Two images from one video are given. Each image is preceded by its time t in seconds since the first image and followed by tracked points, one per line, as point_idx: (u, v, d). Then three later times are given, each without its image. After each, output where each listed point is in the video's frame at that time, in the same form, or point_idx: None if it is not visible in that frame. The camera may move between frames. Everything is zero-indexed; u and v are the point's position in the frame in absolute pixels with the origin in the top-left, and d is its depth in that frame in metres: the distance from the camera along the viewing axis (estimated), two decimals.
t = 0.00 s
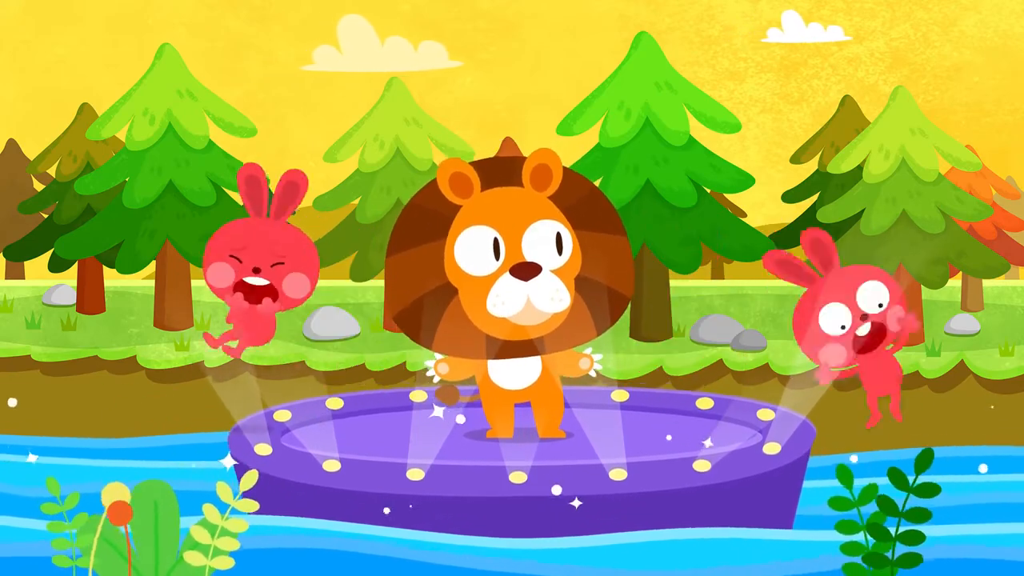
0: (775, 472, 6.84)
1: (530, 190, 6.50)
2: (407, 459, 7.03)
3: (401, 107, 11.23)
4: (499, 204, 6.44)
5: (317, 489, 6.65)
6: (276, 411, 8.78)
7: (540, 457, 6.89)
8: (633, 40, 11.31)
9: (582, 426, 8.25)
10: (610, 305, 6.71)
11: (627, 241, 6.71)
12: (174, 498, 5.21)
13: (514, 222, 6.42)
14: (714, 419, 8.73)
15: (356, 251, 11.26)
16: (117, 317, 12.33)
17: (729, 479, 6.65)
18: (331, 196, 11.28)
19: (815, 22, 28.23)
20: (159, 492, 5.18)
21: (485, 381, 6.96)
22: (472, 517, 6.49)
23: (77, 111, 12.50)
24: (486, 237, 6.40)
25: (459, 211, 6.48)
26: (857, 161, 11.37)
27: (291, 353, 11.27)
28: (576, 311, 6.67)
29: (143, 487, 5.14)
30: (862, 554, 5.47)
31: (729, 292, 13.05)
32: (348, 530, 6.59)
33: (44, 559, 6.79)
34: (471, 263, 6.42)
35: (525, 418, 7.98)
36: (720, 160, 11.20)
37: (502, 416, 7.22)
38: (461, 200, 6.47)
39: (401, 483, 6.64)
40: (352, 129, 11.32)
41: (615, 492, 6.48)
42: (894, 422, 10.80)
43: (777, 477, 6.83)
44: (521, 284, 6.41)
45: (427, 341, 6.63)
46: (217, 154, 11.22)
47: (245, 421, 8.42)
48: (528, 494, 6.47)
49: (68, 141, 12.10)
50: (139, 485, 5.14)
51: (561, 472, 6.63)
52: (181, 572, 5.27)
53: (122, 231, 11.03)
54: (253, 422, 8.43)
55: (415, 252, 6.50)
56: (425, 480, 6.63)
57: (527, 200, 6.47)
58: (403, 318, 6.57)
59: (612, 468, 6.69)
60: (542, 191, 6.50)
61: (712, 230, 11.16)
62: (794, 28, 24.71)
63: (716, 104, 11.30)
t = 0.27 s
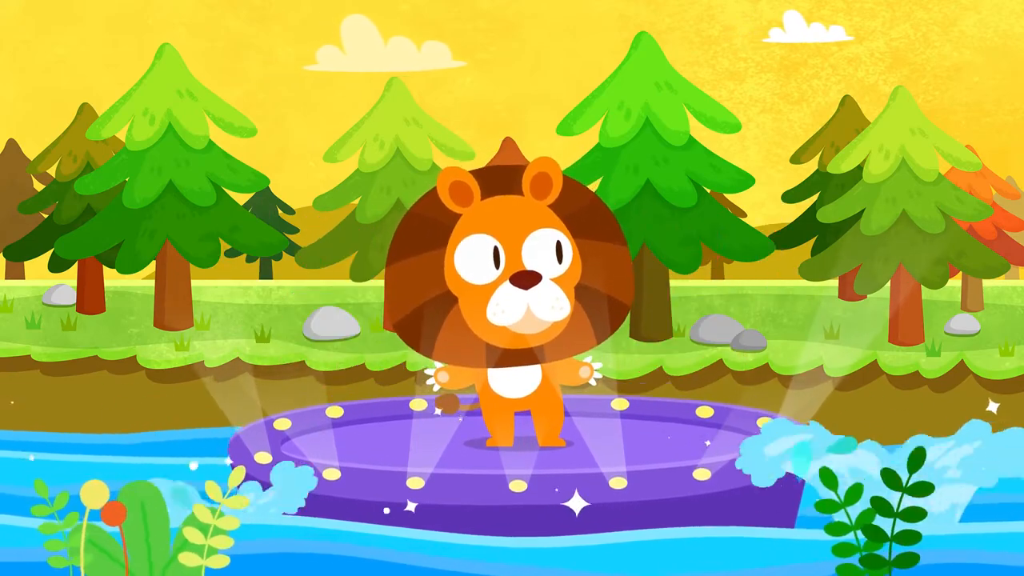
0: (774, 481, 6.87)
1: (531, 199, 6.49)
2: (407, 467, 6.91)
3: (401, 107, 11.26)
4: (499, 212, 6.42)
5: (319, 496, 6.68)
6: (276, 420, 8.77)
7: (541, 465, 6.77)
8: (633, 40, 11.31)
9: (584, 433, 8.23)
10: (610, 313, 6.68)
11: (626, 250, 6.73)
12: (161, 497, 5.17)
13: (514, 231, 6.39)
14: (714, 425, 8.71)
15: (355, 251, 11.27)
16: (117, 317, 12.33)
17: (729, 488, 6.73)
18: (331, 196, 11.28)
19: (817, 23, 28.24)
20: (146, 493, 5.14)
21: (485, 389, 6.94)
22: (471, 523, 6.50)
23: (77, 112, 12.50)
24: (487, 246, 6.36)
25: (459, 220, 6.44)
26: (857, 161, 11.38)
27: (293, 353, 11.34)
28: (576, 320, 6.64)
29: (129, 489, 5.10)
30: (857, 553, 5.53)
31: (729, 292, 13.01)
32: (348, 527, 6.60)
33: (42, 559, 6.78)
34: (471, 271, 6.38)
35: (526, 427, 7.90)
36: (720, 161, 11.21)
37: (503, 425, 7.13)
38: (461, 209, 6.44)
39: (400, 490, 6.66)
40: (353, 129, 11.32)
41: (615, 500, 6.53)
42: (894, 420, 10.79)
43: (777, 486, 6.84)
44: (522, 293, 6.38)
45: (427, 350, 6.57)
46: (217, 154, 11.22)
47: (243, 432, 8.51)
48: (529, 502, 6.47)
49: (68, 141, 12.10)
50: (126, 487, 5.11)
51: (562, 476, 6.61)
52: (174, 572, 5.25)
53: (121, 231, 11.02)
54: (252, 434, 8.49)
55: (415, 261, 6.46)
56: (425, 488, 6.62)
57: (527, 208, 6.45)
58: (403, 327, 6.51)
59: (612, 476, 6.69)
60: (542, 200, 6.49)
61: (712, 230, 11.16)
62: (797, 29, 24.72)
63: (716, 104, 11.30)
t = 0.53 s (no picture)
0: (772, 483, 6.91)
1: (531, 202, 6.49)
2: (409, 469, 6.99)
3: (401, 106, 11.24)
4: (500, 215, 6.41)
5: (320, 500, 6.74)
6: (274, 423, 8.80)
7: (541, 469, 6.88)
8: (633, 40, 11.31)
9: (584, 436, 8.33)
10: (609, 312, 6.69)
11: (626, 252, 6.74)
12: (154, 499, 5.15)
13: (514, 234, 6.39)
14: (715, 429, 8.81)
15: (355, 251, 11.26)
16: (117, 317, 12.32)
17: (729, 491, 6.74)
18: (331, 195, 11.28)
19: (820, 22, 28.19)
20: (138, 495, 5.11)
21: (485, 393, 6.93)
22: (473, 522, 6.58)
23: (77, 112, 12.50)
24: (488, 249, 6.35)
25: (460, 222, 6.44)
26: (857, 161, 11.38)
27: (292, 354, 11.33)
28: (576, 322, 6.65)
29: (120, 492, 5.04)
30: (856, 553, 5.40)
31: (729, 292, 13.01)
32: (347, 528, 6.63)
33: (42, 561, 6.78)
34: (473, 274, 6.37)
35: (526, 429, 7.90)
36: (720, 161, 11.22)
37: (503, 428, 7.19)
38: (462, 212, 6.43)
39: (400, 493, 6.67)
40: (352, 129, 11.31)
41: (615, 504, 6.56)
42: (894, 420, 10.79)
43: (777, 488, 6.92)
44: (521, 296, 6.37)
45: (427, 353, 6.58)
46: (217, 154, 11.22)
47: (242, 434, 8.47)
48: (530, 506, 6.50)
49: (68, 141, 12.10)
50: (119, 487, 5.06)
51: (561, 479, 6.68)
52: (171, 572, 5.25)
53: (122, 231, 11.03)
54: (251, 436, 8.49)
55: (416, 264, 6.45)
56: (425, 492, 6.62)
57: (527, 211, 6.45)
58: (403, 329, 6.51)
59: (611, 480, 6.72)
60: (543, 202, 6.49)
61: (712, 230, 11.16)
62: (800, 27, 24.71)
63: (716, 104, 11.30)
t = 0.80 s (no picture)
0: (772, 478, 6.86)
1: (541, 184, 6.58)
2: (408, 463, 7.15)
3: (401, 106, 11.20)
4: (508, 193, 6.55)
5: (321, 495, 6.66)
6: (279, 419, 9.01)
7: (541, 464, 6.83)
8: (633, 39, 11.30)
9: (582, 429, 8.43)
10: (610, 306, 6.67)
11: (634, 244, 6.65)
12: (161, 500, 5.10)
13: (519, 214, 6.52)
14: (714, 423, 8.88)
15: (355, 251, 11.33)
16: (116, 317, 12.33)
17: (730, 484, 6.70)
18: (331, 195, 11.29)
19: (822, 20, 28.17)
20: (145, 494, 5.07)
21: (486, 384, 7.28)
22: (473, 519, 6.48)
23: (77, 111, 12.50)
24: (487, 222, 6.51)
25: (468, 198, 6.59)
26: (857, 161, 11.39)
27: (293, 353, 11.33)
28: (578, 307, 6.67)
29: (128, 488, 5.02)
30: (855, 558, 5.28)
31: (729, 291, 13.04)
32: (346, 528, 6.59)
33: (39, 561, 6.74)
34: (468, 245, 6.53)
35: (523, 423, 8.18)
36: (719, 160, 11.23)
37: (502, 421, 7.44)
38: (472, 187, 6.58)
39: (401, 488, 6.63)
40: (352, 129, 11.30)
41: (616, 498, 6.49)
42: (894, 419, 10.79)
43: (777, 481, 6.87)
44: (511, 272, 6.45)
45: (427, 327, 6.75)
46: (217, 154, 11.22)
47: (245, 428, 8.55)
48: (531, 501, 6.44)
49: (67, 140, 12.10)
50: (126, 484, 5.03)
51: (561, 474, 6.61)
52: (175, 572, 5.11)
53: (122, 231, 11.03)
54: (255, 430, 8.62)
55: (422, 237, 6.60)
56: (425, 485, 6.61)
57: (534, 193, 6.56)
58: (404, 303, 6.69)
59: (612, 473, 6.67)
60: (553, 186, 6.55)
61: (712, 229, 11.18)
62: (802, 25, 24.71)
63: (717, 104, 11.30)
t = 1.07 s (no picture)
0: (806, 506, 5.86)
1: (544, 173, 5.54)
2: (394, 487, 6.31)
3: (385, 97, 9.95)
4: (506, 183, 5.51)
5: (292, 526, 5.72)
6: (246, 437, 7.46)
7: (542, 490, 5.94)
8: (647, 22, 10.03)
9: (589, 450, 7.34)
10: (624, 315, 5.59)
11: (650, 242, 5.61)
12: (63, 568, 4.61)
13: (518, 206, 5.46)
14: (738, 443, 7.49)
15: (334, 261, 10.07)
16: (65, 337, 11.03)
17: (754, 516, 5.75)
18: (306, 197, 10.04)
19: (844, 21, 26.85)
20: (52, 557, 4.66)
21: (480, 399, 6.09)
22: (466, 557, 5.62)
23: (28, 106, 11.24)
24: (481, 217, 5.45)
25: (461, 189, 5.54)
26: (900, 158, 10.14)
27: (264, 375, 10.06)
28: (587, 317, 5.60)
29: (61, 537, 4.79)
30: None
31: (756, 305, 11.81)
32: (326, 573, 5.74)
33: None
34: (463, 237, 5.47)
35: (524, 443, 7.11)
36: (745, 158, 9.90)
37: (498, 440, 6.23)
38: (464, 177, 5.55)
39: (384, 518, 5.67)
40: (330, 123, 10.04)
41: (624, 534, 5.62)
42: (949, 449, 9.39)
43: (812, 509, 5.88)
44: (509, 272, 5.44)
45: (414, 339, 5.68)
46: (178, 151, 9.93)
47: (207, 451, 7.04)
48: (527, 539, 5.57)
49: (9, 136, 10.81)
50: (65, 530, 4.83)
51: (566, 505, 5.67)
52: None
53: (71, 238, 9.83)
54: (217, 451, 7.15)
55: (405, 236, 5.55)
56: (413, 516, 5.64)
57: (537, 183, 5.51)
58: (388, 310, 5.62)
59: (622, 501, 5.73)
60: (558, 176, 5.52)
61: (736, 236, 9.92)
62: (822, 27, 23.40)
63: (743, 95, 10.00)
